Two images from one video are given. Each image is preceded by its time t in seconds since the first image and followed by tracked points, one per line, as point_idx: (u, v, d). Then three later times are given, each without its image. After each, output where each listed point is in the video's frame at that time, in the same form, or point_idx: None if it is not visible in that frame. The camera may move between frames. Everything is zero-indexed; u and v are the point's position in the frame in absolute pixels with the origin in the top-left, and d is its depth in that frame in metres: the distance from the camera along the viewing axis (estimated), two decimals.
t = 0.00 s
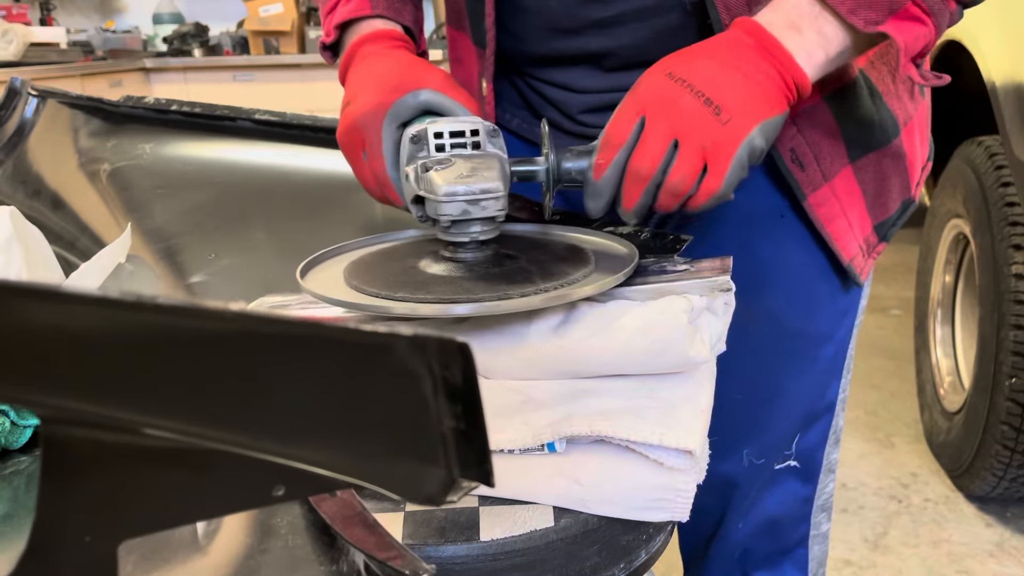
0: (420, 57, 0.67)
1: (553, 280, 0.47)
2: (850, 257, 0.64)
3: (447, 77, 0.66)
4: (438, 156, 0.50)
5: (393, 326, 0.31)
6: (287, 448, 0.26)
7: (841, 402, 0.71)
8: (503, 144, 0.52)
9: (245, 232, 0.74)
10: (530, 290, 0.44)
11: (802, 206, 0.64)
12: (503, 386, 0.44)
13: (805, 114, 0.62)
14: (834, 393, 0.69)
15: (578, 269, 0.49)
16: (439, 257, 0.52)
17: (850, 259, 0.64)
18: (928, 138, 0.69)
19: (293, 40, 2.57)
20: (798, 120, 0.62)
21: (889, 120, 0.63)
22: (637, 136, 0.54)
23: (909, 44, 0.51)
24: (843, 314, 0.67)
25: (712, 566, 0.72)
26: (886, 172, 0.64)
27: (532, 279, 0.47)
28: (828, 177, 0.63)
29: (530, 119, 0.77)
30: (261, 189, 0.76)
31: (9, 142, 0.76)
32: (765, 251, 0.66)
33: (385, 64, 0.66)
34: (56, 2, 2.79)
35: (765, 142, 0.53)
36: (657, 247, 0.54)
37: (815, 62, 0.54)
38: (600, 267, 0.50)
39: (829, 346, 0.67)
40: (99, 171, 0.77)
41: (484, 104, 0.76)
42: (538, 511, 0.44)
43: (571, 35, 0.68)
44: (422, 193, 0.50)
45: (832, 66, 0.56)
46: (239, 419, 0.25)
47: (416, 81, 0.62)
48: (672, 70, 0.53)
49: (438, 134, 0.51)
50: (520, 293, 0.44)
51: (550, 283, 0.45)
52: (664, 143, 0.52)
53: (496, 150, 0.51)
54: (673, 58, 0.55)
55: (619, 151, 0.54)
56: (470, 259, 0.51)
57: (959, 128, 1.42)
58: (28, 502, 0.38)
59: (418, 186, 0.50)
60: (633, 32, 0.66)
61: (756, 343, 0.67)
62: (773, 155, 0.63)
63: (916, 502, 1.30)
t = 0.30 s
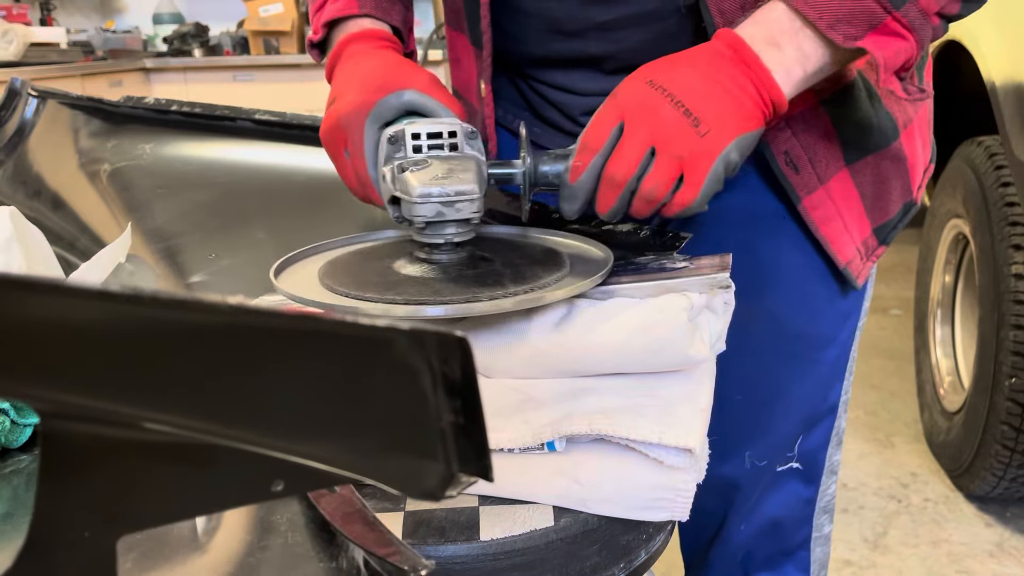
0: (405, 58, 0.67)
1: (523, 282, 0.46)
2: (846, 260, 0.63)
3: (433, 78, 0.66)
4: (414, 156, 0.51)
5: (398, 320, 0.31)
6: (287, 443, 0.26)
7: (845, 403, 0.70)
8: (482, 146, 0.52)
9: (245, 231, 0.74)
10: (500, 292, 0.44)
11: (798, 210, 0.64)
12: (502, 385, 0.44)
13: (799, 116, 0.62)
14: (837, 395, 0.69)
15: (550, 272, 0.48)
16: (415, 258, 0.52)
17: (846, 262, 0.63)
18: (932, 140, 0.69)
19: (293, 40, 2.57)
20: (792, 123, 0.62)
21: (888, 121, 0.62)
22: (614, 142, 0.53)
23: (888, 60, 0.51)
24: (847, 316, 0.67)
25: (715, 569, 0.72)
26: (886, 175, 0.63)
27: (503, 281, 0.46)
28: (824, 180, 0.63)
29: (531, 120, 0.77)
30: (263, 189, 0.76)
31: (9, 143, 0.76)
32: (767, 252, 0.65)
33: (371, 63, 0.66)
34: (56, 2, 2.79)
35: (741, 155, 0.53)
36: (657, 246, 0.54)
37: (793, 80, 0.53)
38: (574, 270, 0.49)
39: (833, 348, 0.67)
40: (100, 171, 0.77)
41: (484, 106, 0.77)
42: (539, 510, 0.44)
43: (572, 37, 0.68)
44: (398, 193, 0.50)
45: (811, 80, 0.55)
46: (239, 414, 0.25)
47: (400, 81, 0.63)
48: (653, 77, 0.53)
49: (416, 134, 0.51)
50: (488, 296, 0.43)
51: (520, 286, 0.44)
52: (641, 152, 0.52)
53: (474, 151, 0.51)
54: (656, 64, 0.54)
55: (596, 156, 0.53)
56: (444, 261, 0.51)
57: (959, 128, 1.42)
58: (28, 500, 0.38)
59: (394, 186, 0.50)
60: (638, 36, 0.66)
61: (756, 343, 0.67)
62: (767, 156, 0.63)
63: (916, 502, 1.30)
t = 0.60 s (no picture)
0: (375, 62, 0.68)
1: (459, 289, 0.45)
2: (832, 265, 0.63)
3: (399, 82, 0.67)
4: (360, 158, 0.51)
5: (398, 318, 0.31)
6: (285, 440, 0.26)
7: (843, 405, 0.70)
8: (432, 151, 0.52)
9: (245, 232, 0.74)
10: (431, 297, 0.43)
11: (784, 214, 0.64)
12: (502, 385, 0.44)
13: (781, 121, 0.63)
14: (835, 398, 0.69)
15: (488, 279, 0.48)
16: (358, 260, 0.51)
17: (833, 267, 0.63)
18: (923, 145, 0.68)
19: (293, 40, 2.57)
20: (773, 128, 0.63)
21: (878, 125, 0.61)
22: (559, 152, 0.52)
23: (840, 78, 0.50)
24: (843, 318, 0.67)
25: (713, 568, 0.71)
26: (875, 180, 0.63)
27: (439, 287, 0.45)
28: (811, 184, 0.63)
29: (528, 119, 0.77)
30: (263, 190, 0.76)
31: (9, 142, 0.76)
32: (761, 254, 0.65)
33: (338, 65, 0.67)
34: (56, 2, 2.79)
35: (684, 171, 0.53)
36: (657, 244, 0.53)
37: (744, 98, 0.52)
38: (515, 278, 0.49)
39: (830, 350, 0.67)
40: (100, 171, 0.77)
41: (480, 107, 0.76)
42: (538, 511, 0.44)
43: (565, 40, 0.68)
44: (341, 195, 0.50)
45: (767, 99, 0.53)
46: (238, 410, 0.25)
47: (365, 83, 0.63)
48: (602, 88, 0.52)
49: (363, 136, 0.51)
50: (421, 301, 0.43)
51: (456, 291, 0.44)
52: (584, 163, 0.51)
53: (423, 156, 0.51)
54: (605, 74, 0.54)
55: (541, 165, 0.52)
56: (387, 264, 0.50)
57: (960, 128, 1.42)
58: (28, 500, 0.38)
59: (337, 188, 0.50)
60: (628, 39, 0.66)
61: (753, 345, 0.67)
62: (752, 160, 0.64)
63: (916, 502, 1.30)
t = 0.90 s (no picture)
0: (353, 66, 0.70)
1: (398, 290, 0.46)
2: (817, 268, 0.63)
3: (373, 85, 0.69)
4: (314, 159, 0.53)
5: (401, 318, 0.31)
6: (285, 440, 0.26)
7: (840, 409, 0.70)
8: (387, 154, 0.55)
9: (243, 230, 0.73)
10: (367, 297, 0.44)
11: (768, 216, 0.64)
12: (502, 385, 0.44)
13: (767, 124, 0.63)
14: (832, 401, 0.69)
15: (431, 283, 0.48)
16: (311, 258, 0.52)
17: (816, 270, 0.63)
18: (920, 147, 0.68)
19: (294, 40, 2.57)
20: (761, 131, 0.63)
21: (866, 128, 0.61)
22: (506, 157, 0.54)
23: (791, 86, 0.48)
24: (838, 321, 0.67)
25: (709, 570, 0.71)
26: (865, 182, 0.63)
27: (381, 287, 0.46)
28: (795, 187, 0.63)
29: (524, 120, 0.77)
30: (263, 191, 0.76)
31: (9, 142, 0.76)
32: (754, 263, 0.65)
33: (315, 66, 0.69)
34: (56, 2, 2.79)
35: (632, 178, 0.53)
36: (656, 244, 0.53)
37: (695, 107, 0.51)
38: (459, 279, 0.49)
39: (825, 352, 0.67)
40: (100, 171, 0.77)
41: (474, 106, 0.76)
42: (538, 511, 0.44)
43: (554, 41, 0.68)
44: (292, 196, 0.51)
45: (723, 107, 0.52)
46: (237, 410, 0.25)
47: (338, 86, 0.66)
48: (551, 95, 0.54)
49: (320, 138, 0.53)
50: (362, 298, 0.44)
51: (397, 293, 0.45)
52: (528, 169, 0.53)
53: (377, 159, 0.54)
54: (559, 81, 0.55)
55: (487, 169, 0.54)
56: (338, 264, 0.51)
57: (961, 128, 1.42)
58: (28, 500, 0.38)
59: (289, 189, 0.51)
60: (614, 42, 0.66)
61: (753, 346, 0.66)
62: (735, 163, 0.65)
63: (916, 502, 1.30)
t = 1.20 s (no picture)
0: (328, 65, 0.71)
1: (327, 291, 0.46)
2: (797, 272, 0.64)
3: (343, 83, 0.70)
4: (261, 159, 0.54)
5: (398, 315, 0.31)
6: (285, 437, 0.26)
7: (835, 411, 0.70)
8: (335, 155, 0.56)
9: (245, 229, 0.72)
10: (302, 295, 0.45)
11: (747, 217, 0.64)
12: (502, 384, 0.44)
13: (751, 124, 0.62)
14: (825, 404, 0.69)
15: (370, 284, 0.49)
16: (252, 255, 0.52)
17: (797, 274, 0.64)
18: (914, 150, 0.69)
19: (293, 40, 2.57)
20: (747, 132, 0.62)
21: (850, 129, 0.62)
22: (440, 167, 0.55)
23: (726, 101, 0.48)
24: (830, 325, 0.67)
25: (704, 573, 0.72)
26: (852, 184, 0.63)
27: (310, 288, 0.47)
28: (775, 188, 0.63)
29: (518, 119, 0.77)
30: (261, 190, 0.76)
31: (9, 143, 0.76)
32: (745, 267, 0.65)
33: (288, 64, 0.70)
34: (56, 2, 2.79)
35: (562, 193, 0.54)
36: (656, 243, 0.53)
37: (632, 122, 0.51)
38: (394, 282, 0.49)
39: (817, 354, 0.67)
40: (100, 171, 0.77)
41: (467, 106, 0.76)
42: (538, 510, 0.44)
43: (541, 42, 0.68)
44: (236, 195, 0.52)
45: (663, 122, 0.52)
46: (235, 404, 0.25)
47: (306, 84, 0.67)
48: (487, 107, 0.54)
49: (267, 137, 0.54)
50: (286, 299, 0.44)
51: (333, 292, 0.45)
52: (461, 179, 0.54)
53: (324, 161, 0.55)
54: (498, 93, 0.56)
55: (421, 179, 0.55)
56: (277, 263, 0.51)
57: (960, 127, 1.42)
58: (28, 499, 0.38)
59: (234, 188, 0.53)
60: (601, 42, 0.66)
61: (746, 348, 0.66)
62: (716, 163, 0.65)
63: (916, 503, 1.30)
